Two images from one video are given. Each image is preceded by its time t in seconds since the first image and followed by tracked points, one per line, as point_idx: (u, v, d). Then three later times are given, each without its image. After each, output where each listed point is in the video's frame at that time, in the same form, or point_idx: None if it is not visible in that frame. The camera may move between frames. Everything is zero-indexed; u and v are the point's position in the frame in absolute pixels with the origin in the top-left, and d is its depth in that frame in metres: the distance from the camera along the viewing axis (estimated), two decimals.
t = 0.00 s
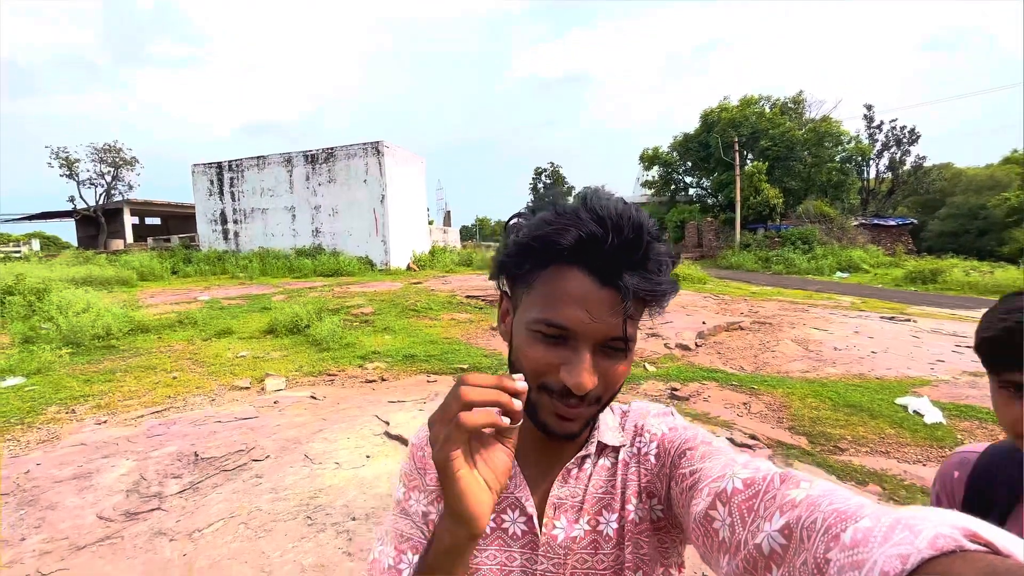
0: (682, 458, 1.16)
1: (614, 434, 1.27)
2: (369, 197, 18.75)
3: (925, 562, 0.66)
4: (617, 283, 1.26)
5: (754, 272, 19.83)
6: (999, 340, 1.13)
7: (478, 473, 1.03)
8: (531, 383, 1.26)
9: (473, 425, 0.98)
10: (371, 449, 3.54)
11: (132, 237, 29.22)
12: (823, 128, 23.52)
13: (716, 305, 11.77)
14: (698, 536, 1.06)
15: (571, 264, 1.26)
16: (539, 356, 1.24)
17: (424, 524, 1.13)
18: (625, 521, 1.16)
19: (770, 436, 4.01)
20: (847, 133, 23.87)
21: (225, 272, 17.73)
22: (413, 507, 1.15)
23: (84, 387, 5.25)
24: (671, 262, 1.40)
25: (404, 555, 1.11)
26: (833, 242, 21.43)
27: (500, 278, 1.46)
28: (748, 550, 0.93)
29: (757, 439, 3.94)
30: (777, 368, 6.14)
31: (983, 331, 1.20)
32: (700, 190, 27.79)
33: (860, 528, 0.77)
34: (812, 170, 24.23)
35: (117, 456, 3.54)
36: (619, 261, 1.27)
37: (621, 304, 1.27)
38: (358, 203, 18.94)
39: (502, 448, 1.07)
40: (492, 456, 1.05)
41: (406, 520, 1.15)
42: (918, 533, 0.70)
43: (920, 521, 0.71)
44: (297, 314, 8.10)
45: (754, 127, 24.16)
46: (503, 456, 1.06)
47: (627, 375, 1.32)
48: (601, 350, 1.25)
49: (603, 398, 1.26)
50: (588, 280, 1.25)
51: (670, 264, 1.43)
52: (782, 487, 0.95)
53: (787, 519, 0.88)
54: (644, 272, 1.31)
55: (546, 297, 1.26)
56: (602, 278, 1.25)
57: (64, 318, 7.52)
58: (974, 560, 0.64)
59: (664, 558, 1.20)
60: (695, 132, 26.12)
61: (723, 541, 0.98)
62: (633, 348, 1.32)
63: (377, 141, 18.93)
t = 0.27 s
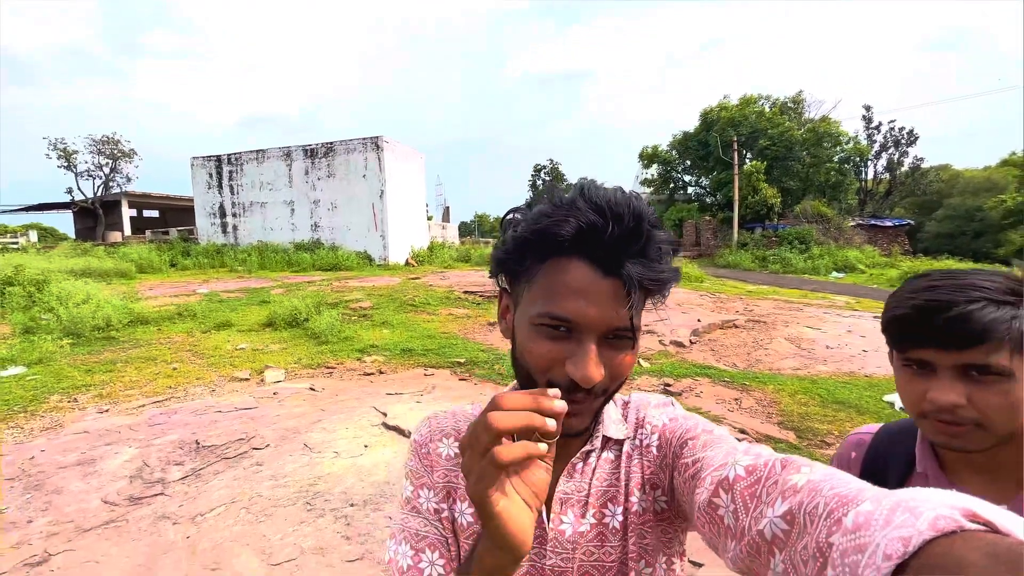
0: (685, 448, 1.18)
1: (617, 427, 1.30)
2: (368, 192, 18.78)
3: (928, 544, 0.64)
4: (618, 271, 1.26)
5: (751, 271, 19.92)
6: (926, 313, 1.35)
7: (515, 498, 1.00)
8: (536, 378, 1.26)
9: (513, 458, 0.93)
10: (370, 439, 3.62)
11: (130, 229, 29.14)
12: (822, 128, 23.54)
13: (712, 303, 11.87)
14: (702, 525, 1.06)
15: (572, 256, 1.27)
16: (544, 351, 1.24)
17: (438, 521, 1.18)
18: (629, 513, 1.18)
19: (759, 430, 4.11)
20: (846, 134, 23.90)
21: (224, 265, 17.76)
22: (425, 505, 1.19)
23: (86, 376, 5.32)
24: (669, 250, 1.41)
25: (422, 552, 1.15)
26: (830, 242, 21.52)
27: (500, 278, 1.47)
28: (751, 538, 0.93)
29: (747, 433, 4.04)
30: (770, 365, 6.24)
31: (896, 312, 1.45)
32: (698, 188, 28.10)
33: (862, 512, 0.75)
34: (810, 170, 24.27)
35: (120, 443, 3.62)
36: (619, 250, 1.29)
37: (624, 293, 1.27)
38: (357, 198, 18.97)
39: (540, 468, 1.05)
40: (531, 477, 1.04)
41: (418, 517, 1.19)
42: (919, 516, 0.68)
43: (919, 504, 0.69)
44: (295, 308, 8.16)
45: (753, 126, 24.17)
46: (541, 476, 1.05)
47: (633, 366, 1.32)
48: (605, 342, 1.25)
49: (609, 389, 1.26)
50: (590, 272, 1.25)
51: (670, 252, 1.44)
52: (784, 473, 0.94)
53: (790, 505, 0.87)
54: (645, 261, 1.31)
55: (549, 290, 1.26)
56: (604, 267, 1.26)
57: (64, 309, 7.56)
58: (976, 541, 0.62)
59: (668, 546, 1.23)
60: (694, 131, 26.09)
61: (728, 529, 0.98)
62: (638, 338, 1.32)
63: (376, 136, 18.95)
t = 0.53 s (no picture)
0: (689, 440, 1.15)
1: (621, 417, 1.27)
2: (365, 190, 18.80)
3: (935, 544, 0.63)
4: (614, 253, 1.28)
5: (746, 272, 20.10)
6: (932, 320, 1.26)
7: (524, 455, 1.00)
8: (535, 358, 1.28)
9: (526, 410, 0.98)
10: (372, 433, 3.69)
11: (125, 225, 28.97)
12: (817, 131, 23.72)
13: (707, 302, 12.01)
14: (706, 516, 1.04)
15: (568, 239, 1.29)
16: (542, 332, 1.27)
17: (444, 505, 1.19)
18: (631, 504, 1.17)
19: (752, 427, 4.22)
20: (841, 136, 24.10)
21: (220, 262, 17.73)
22: (430, 488, 1.21)
23: (87, 371, 5.36)
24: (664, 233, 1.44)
25: (429, 535, 1.16)
26: (824, 244, 21.73)
27: (501, 265, 1.49)
28: (753, 531, 0.92)
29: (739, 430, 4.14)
30: (763, 364, 6.36)
31: (896, 318, 1.36)
32: (694, 188, 28.25)
33: (868, 510, 0.74)
34: (805, 172, 24.48)
35: (126, 436, 3.67)
36: (615, 232, 1.31)
37: (620, 275, 1.29)
38: (354, 196, 18.98)
39: (548, 431, 1.06)
40: (541, 442, 1.04)
41: (424, 501, 1.20)
42: (926, 516, 0.67)
43: (926, 503, 0.68)
44: (294, 305, 8.21)
45: (749, 128, 24.28)
46: (551, 441, 1.05)
47: (632, 346, 1.34)
48: (603, 323, 1.27)
49: (608, 368, 1.28)
50: (586, 253, 1.27)
51: (665, 235, 1.47)
52: (790, 469, 0.92)
53: (796, 501, 0.86)
54: (640, 244, 1.34)
55: (546, 272, 1.28)
56: (599, 250, 1.28)
57: (63, 305, 7.57)
58: (984, 543, 0.61)
59: (672, 537, 1.21)
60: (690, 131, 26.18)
61: (729, 521, 0.97)
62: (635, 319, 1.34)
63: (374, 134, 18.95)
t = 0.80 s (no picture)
0: (677, 443, 1.15)
1: (610, 421, 1.28)
2: (360, 190, 18.81)
3: (909, 539, 0.64)
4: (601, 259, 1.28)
5: (737, 273, 20.37)
6: (976, 301, 1.13)
7: (521, 471, 0.96)
8: (524, 366, 1.26)
9: (526, 427, 0.92)
10: (377, 427, 3.77)
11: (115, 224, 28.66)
12: (807, 134, 24.10)
13: (700, 303, 12.20)
14: (693, 517, 1.04)
15: (554, 245, 1.28)
16: (531, 340, 1.24)
17: (434, 515, 1.17)
18: (621, 509, 1.18)
19: (746, 421, 4.35)
20: (830, 140, 24.53)
21: (214, 262, 17.64)
22: (420, 500, 1.19)
23: (88, 369, 5.38)
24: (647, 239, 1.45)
25: (420, 546, 1.13)
26: (814, 245, 22.09)
27: (486, 273, 1.47)
28: (739, 532, 0.91)
29: (734, 424, 4.28)
30: (755, 361, 6.52)
31: (931, 297, 1.22)
32: (687, 191, 28.17)
33: (847, 508, 0.74)
34: (795, 174, 24.86)
35: (133, 432, 3.72)
36: (601, 238, 1.31)
37: (607, 280, 1.29)
38: (349, 196, 18.99)
39: (546, 444, 1.00)
40: (537, 452, 0.99)
41: (413, 513, 1.18)
42: (901, 511, 0.68)
43: (902, 500, 0.69)
44: (292, 304, 8.24)
45: (741, 131, 24.56)
46: (547, 453, 1.00)
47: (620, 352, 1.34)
48: (592, 329, 1.27)
49: (598, 373, 1.27)
50: (573, 260, 1.27)
51: (645, 243, 1.47)
52: (773, 470, 0.92)
53: (778, 501, 0.86)
54: (624, 250, 1.35)
55: (535, 279, 1.26)
56: (586, 256, 1.28)
57: (59, 304, 7.55)
58: (957, 537, 0.62)
59: (664, 541, 1.20)
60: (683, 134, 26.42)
61: (716, 523, 0.97)
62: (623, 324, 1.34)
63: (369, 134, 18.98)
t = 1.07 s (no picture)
0: (664, 435, 1.12)
1: (597, 416, 1.24)
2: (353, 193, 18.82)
3: (902, 519, 0.63)
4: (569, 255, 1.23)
5: (727, 274, 20.72)
6: (969, 291, 1.28)
7: (490, 468, 0.97)
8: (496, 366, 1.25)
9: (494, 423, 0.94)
10: (384, 424, 3.86)
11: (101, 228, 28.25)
12: (792, 138, 24.61)
13: (691, 303, 12.43)
14: (681, 510, 1.01)
15: (520, 244, 1.25)
16: (502, 341, 1.24)
17: (416, 513, 1.15)
18: (611, 503, 1.16)
19: (741, 416, 4.52)
20: (815, 144, 25.07)
21: (204, 265, 17.52)
22: (404, 498, 1.17)
23: (90, 371, 5.39)
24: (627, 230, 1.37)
25: (400, 545, 1.12)
26: (800, 247, 22.54)
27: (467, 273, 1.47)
28: (732, 524, 0.88)
29: (729, 418, 4.43)
30: (747, 359, 6.71)
31: (927, 289, 1.37)
32: (676, 194, 28.58)
33: (839, 492, 0.72)
34: (781, 178, 25.34)
35: (142, 431, 3.76)
36: (569, 232, 1.25)
37: (578, 277, 1.24)
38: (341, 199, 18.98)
39: (517, 442, 1.01)
40: (507, 450, 1.00)
41: (396, 511, 1.16)
42: (894, 492, 0.66)
43: (894, 482, 0.68)
44: (289, 306, 8.27)
45: (728, 135, 24.91)
46: (519, 451, 1.00)
47: (598, 348, 1.29)
48: (563, 327, 1.23)
49: (571, 372, 1.24)
50: (539, 257, 1.23)
51: (625, 239, 1.40)
52: (764, 460, 0.89)
53: (770, 489, 0.84)
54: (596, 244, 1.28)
55: (502, 279, 1.25)
56: (553, 253, 1.23)
57: (54, 308, 7.51)
58: (948, 516, 0.62)
59: (651, 536, 1.18)
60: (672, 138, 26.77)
61: (707, 515, 0.94)
62: (600, 320, 1.29)
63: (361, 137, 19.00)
